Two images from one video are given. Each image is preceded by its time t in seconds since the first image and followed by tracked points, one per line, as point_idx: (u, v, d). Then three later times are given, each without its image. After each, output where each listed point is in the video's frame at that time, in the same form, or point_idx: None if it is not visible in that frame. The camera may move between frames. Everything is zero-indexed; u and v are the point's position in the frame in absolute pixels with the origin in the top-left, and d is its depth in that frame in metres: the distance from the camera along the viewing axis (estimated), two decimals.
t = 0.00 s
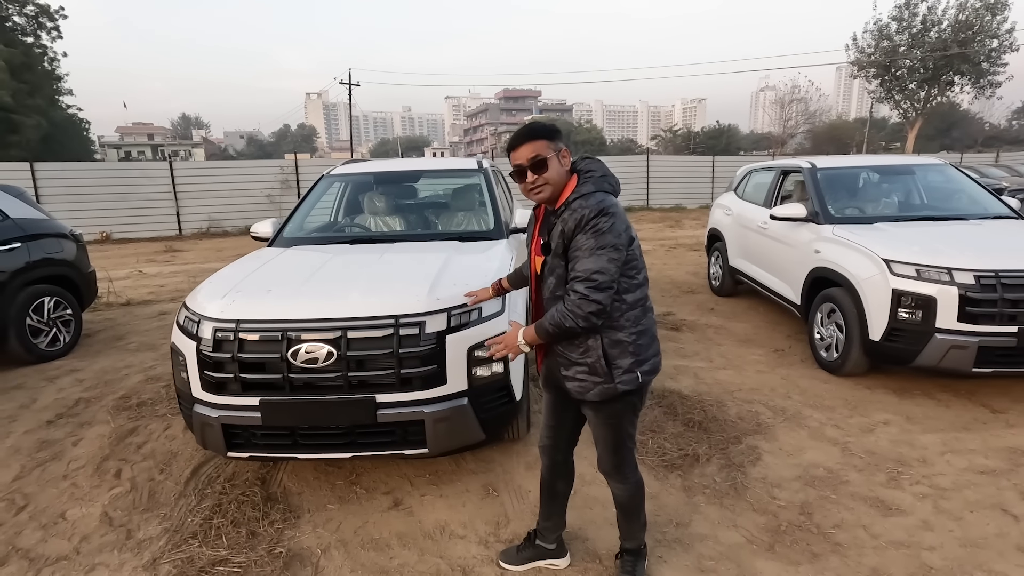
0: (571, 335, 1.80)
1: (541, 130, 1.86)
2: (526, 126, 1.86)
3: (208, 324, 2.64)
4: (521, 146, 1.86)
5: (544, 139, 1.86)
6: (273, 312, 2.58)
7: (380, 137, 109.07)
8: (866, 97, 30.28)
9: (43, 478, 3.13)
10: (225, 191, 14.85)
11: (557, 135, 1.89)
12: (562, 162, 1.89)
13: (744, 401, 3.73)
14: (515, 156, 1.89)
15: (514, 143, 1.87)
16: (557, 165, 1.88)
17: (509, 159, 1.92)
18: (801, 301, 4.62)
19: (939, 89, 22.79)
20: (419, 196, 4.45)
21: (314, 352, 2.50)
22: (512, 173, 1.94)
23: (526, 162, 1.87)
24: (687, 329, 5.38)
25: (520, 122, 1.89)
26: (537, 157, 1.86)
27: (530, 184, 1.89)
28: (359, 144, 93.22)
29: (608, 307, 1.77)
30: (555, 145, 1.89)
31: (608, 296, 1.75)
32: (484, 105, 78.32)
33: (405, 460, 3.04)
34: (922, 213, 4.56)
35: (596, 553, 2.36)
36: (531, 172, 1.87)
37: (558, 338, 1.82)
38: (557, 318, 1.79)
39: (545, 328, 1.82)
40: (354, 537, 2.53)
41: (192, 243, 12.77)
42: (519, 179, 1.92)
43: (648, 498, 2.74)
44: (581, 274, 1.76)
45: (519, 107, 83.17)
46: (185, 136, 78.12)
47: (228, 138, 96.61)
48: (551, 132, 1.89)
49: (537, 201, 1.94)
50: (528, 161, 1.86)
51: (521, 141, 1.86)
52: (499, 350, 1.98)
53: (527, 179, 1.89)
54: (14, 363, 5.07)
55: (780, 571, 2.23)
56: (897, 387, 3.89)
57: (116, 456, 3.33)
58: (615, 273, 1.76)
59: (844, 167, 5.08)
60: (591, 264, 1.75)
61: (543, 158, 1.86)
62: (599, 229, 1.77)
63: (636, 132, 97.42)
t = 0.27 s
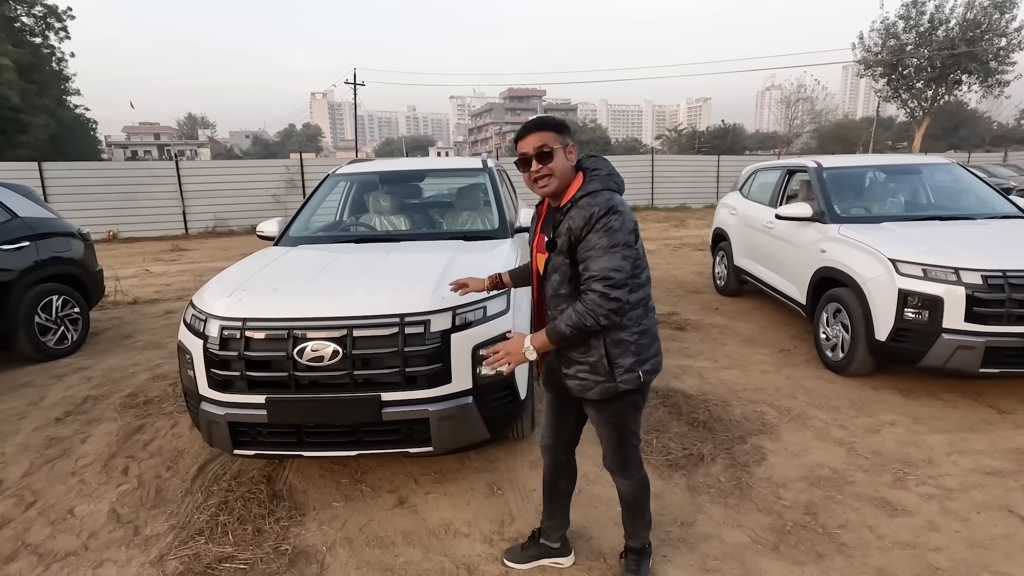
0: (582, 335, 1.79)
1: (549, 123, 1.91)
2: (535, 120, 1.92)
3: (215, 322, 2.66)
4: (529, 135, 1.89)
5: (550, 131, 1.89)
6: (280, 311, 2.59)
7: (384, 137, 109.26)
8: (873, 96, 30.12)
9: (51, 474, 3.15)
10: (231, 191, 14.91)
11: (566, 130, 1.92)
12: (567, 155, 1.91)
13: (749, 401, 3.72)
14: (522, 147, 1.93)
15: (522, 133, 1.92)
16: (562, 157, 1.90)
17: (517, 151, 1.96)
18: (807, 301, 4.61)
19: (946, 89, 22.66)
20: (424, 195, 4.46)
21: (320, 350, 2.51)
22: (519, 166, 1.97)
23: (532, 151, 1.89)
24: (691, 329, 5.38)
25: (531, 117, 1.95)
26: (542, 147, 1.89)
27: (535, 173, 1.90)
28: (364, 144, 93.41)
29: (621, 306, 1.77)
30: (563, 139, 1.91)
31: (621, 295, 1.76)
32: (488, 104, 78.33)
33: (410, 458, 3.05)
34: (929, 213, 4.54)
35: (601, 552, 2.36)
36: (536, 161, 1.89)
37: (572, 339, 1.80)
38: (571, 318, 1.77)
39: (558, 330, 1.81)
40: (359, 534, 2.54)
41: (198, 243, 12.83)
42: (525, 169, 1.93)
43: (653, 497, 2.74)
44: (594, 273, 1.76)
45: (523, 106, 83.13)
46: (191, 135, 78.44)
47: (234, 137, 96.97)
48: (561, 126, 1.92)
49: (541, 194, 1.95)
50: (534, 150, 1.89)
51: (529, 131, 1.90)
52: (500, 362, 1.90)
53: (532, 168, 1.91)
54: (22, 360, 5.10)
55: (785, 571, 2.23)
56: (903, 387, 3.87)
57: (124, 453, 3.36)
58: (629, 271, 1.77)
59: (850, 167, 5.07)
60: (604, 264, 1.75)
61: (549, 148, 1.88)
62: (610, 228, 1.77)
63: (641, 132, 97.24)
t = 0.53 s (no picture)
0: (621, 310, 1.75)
1: (544, 125, 1.91)
2: (531, 122, 1.91)
3: (225, 321, 2.67)
4: (525, 138, 1.89)
5: (546, 133, 1.90)
6: (289, 309, 2.60)
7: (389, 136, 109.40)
8: (880, 95, 29.97)
9: (62, 472, 3.17)
10: (237, 190, 14.96)
11: (560, 132, 1.93)
12: (562, 155, 1.91)
13: (756, 401, 3.71)
14: (517, 150, 1.92)
15: (517, 136, 1.91)
16: (558, 158, 1.90)
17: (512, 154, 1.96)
18: (814, 301, 4.60)
19: (954, 87, 22.54)
20: (431, 194, 4.47)
21: (329, 349, 2.52)
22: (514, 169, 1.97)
23: (528, 154, 1.89)
24: (698, 328, 5.36)
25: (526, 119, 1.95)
26: (538, 149, 1.88)
27: (531, 176, 1.90)
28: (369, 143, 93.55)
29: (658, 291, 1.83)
30: (558, 140, 1.91)
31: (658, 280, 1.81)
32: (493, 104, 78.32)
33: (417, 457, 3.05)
34: (937, 212, 4.51)
35: (609, 552, 2.36)
36: (532, 164, 1.89)
37: (619, 304, 1.73)
38: (624, 286, 1.72)
39: (611, 287, 1.71)
40: (367, 533, 2.55)
41: (204, 241, 12.87)
42: (521, 172, 1.93)
43: (661, 497, 2.73)
44: (630, 260, 1.78)
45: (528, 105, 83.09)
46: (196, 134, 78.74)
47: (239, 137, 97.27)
48: (556, 127, 1.92)
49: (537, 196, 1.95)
50: (530, 153, 1.89)
51: (524, 134, 1.90)
52: (550, 258, 1.64)
53: (528, 171, 1.90)
54: (32, 358, 5.13)
55: (794, 571, 2.23)
56: (912, 388, 3.86)
57: (133, 451, 3.38)
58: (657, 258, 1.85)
59: (858, 166, 5.04)
60: (635, 253, 1.80)
61: (545, 150, 1.88)
62: (634, 220, 1.82)
63: (646, 131, 97.05)
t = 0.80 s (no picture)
0: (640, 309, 1.78)
1: (549, 127, 1.89)
2: (535, 122, 1.89)
3: (236, 320, 2.69)
4: (530, 139, 1.87)
5: (551, 135, 1.88)
6: (300, 309, 2.61)
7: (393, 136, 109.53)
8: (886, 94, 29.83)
9: (74, 469, 3.20)
10: (243, 189, 15.01)
11: (565, 134, 1.92)
12: (567, 158, 1.90)
13: (765, 401, 3.71)
14: (522, 150, 1.90)
15: (522, 137, 1.89)
16: (563, 161, 1.89)
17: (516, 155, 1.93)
18: (823, 301, 4.58)
19: (961, 85, 22.43)
20: (439, 194, 4.47)
21: (341, 348, 2.53)
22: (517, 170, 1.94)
23: (533, 155, 1.87)
24: (705, 328, 5.36)
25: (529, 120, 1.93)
26: (544, 151, 1.87)
27: (536, 178, 1.88)
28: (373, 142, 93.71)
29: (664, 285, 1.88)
30: (562, 142, 1.90)
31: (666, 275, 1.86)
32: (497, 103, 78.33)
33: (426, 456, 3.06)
34: (947, 212, 4.49)
35: (619, 552, 2.36)
36: (538, 165, 1.86)
37: (637, 305, 1.75)
38: (640, 283, 1.75)
39: (629, 287, 1.73)
40: (377, 531, 2.56)
41: (211, 241, 12.93)
42: (525, 174, 1.91)
43: (670, 497, 2.73)
44: (641, 258, 1.81)
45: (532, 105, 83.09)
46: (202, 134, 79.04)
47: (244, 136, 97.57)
48: (560, 128, 1.91)
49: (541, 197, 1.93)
50: (536, 154, 1.87)
51: (530, 134, 1.88)
52: (580, 265, 1.63)
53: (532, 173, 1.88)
54: (42, 357, 5.17)
55: (805, 572, 2.23)
56: (921, 389, 3.84)
57: (144, 449, 3.40)
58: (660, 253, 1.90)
59: (867, 165, 5.02)
60: (643, 251, 1.83)
61: (551, 152, 1.87)
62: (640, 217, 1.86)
63: (650, 130, 96.88)
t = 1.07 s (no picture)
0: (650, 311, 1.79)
1: (557, 127, 1.89)
2: (543, 123, 1.89)
3: (246, 319, 2.70)
4: (538, 139, 1.87)
5: (559, 135, 1.88)
6: (310, 308, 2.62)
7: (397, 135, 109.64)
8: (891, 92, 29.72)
9: (85, 467, 3.22)
10: (248, 188, 15.05)
11: (572, 134, 1.91)
12: (575, 158, 1.90)
13: (773, 401, 3.70)
14: (529, 151, 1.89)
15: (530, 137, 1.88)
16: (571, 161, 1.88)
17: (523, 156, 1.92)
18: (830, 301, 4.57)
19: (968, 84, 22.32)
20: (446, 193, 4.47)
21: (350, 347, 2.53)
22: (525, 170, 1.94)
23: (541, 155, 1.86)
24: (711, 328, 5.35)
25: (537, 120, 1.92)
26: (552, 152, 1.86)
27: (543, 179, 1.87)
28: (377, 142, 93.83)
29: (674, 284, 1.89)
30: (570, 142, 1.90)
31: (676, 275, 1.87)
32: (501, 102, 78.33)
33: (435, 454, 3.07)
34: (956, 211, 4.47)
35: (629, 551, 2.37)
36: (545, 166, 1.86)
37: (654, 305, 1.78)
38: (653, 285, 1.77)
39: (642, 290, 1.75)
40: (387, 530, 2.57)
41: (217, 240, 12.97)
42: (533, 174, 1.90)
43: (679, 497, 2.73)
44: (651, 259, 1.82)
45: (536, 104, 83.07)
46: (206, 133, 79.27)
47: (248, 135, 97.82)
48: (567, 129, 1.91)
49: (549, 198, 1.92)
50: (543, 154, 1.86)
51: (537, 135, 1.88)
52: (604, 269, 1.65)
53: (540, 173, 1.87)
54: (51, 355, 5.20)
55: (816, 572, 2.23)
56: (930, 389, 3.83)
57: (154, 447, 3.42)
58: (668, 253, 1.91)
59: (875, 164, 5.00)
60: (653, 251, 1.83)
61: (559, 153, 1.86)
62: (649, 218, 1.86)
63: (654, 129, 96.73)
